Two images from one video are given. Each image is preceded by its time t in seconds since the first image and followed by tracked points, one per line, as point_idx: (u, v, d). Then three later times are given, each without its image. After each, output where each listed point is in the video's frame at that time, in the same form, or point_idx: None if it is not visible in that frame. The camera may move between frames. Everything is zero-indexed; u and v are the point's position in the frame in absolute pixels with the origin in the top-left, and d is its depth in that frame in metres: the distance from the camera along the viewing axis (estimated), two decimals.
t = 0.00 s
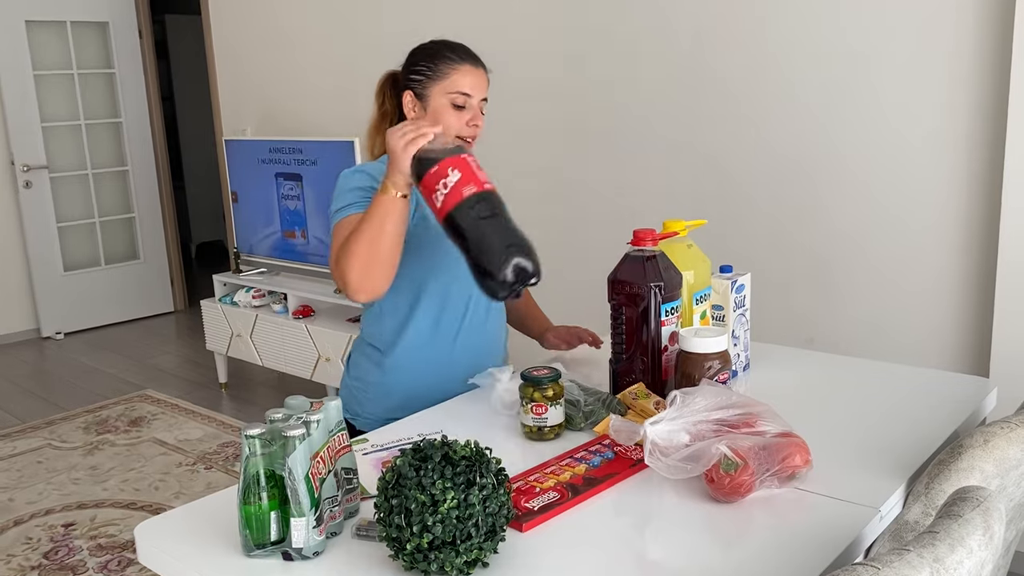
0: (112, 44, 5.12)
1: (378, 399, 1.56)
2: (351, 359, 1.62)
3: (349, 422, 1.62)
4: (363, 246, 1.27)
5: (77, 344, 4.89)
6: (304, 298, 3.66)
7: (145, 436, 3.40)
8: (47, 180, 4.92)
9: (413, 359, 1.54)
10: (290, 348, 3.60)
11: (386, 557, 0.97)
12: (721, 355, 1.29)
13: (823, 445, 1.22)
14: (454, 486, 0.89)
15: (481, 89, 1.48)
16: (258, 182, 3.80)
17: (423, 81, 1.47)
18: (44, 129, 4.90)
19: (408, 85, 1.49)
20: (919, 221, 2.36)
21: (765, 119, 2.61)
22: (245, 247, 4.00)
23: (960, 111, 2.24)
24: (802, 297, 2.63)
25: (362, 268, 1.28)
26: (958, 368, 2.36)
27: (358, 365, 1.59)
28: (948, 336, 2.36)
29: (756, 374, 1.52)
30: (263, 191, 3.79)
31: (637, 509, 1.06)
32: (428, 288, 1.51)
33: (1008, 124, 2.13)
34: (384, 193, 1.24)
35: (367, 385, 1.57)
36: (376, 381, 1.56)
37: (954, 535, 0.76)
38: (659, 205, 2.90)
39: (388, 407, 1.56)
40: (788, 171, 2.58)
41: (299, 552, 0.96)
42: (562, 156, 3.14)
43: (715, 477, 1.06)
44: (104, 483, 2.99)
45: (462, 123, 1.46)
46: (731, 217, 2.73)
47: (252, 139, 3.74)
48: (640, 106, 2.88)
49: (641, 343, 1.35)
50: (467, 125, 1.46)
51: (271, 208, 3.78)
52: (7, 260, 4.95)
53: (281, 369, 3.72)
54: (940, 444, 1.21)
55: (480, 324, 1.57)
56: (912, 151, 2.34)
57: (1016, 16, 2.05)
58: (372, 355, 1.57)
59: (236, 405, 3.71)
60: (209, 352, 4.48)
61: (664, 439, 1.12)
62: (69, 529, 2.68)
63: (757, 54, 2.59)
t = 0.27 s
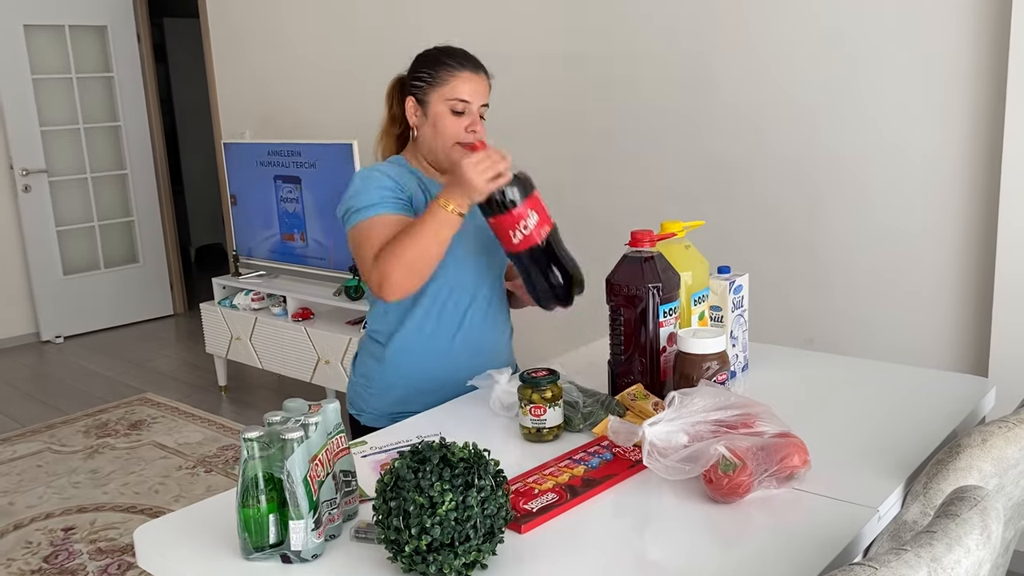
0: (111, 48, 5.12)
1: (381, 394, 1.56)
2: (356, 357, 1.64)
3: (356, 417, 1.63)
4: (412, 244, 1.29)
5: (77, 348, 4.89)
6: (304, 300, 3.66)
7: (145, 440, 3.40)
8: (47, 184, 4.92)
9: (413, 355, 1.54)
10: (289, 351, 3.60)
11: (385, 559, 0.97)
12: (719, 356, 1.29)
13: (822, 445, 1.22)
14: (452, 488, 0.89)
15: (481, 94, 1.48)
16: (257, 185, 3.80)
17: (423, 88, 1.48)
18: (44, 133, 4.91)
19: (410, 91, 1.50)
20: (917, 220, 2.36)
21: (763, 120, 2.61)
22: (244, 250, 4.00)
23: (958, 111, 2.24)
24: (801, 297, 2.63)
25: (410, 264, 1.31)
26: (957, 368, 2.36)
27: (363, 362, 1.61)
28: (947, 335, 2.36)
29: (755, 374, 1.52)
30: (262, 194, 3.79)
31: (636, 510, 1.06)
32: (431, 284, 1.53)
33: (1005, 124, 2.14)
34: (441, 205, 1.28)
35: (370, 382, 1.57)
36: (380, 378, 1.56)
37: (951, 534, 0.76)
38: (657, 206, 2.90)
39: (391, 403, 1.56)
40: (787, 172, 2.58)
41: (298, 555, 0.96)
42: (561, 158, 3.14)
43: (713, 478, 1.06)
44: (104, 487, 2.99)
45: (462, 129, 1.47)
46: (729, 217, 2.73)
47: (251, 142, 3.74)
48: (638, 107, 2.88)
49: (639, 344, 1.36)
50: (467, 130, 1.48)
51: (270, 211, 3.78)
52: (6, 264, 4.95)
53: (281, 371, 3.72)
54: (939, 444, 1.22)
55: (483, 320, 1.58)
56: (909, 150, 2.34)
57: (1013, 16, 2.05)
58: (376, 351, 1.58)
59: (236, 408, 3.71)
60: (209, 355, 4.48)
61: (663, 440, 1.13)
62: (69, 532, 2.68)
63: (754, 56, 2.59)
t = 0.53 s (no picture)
0: (109, 50, 5.11)
1: (395, 392, 1.56)
2: (366, 351, 1.64)
3: (369, 415, 1.63)
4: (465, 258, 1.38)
5: (76, 349, 4.88)
6: (303, 301, 3.66)
7: (144, 441, 3.40)
8: (45, 185, 4.92)
9: (427, 351, 1.55)
10: (289, 352, 3.60)
11: (385, 558, 0.97)
12: (719, 353, 1.29)
13: (823, 443, 1.22)
14: (453, 486, 0.89)
15: (477, 90, 1.48)
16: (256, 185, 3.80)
17: (420, 88, 1.48)
18: (42, 135, 4.90)
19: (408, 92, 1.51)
20: (917, 218, 2.35)
21: (762, 118, 2.61)
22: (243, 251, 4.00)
23: (956, 108, 2.24)
24: (801, 295, 2.63)
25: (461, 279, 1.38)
26: (957, 365, 2.35)
27: (373, 356, 1.61)
28: (946, 333, 2.36)
29: (755, 372, 1.52)
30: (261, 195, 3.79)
31: (637, 508, 1.06)
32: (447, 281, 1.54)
33: (1003, 121, 2.14)
34: (494, 228, 1.40)
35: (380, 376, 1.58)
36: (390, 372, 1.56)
37: (953, 530, 0.76)
38: (656, 204, 2.90)
39: (405, 400, 1.56)
40: (785, 170, 2.58)
41: (299, 554, 0.96)
42: (560, 157, 3.14)
43: (714, 475, 1.06)
44: (104, 488, 2.99)
45: (461, 126, 1.47)
46: (728, 216, 2.73)
47: (249, 143, 3.74)
48: (637, 106, 2.88)
49: (639, 342, 1.35)
50: (465, 128, 1.48)
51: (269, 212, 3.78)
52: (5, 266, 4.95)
53: (280, 372, 3.72)
54: (939, 440, 1.21)
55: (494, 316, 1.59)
56: (909, 148, 2.34)
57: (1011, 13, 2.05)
58: (386, 345, 1.58)
59: (236, 409, 3.71)
60: (208, 357, 4.47)
61: (663, 438, 1.12)
62: (69, 534, 2.67)
63: (752, 54, 2.59)
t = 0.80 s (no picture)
0: (107, 52, 5.12)
1: (396, 391, 1.56)
2: (367, 352, 1.64)
3: (369, 414, 1.63)
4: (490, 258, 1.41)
5: (75, 352, 4.88)
6: (301, 302, 3.65)
7: (143, 443, 3.39)
8: (43, 188, 4.92)
9: (431, 351, 1.55)
10: (287, 354, 3.60)
11: (381, 560, 0.97)
12: (715, 354, 1.29)
13: (819, 443, 1.22)
14: (448, 487, 0.89)
15: (475, 90, 1.47)
16: (253, 187, 3.80)
17: (418, 92, 1.49)
18: (40, 137, 4.90)
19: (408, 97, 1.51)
20: (914, 218, 2.35)
21: (759, 118, 2.60)
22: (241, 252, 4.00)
23: (954, 108, 2.24)
24: (798, 296, 2.63)
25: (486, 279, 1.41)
26: (955, 365, 2.35)
27: (374, 357, 1.61)
28: (944, 333, 2.36)
29: (751, 373, 1.52)
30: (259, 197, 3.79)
31: (633, 508, 1.06)
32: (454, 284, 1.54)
33: (1000, 120, 2.14)
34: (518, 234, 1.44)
35: (382, 377, 1.58)
36: (392, 373, 1.56)
37: (947, 531, 0.76)
38: (654, 205, 2.90)
39: (406, 399, 1.56)
40: (783, 170, 2.58)
41: (294, 556, 0.96)
42: (557, 158, 3.14)
43: (710, 476, 1.06)
44: (102, 491, 2.99)
45: (460, 130, 1.47)
46: (725, 217, 2.73)
47: (247, 144, 3.74)
48: (634, 106, 2.88)
49: (636, 343, 1.35)
50: (464, 131, 1.47)
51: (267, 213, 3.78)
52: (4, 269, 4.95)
53: (278, 374, 3.71)
54: (935, 440, 1.22)
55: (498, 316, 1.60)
56: (906, 148, 2.34)
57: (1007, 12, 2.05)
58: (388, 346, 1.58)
59: (234, 411, 3.71)
60: (207, 358, 4.47)
61: (659, 439, 1.12)
62: (67, 537, 2.67)
63: (749, 54, 2.59)
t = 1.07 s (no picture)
0: (105, 53, 5.11)
1: (392, 394, 1.56)
2: (364, 354, 1.64)
3: (366, 416, 1.63)
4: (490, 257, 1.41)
5: (73, 353, 4.88)
6: (299, 304, 3.65)
7: (141, 445, 3.39)
8: (41, 189, 4.91)
9: (426, 354, 1.55)
10: (285, 355, 3.60)
11: (377, 562, 0.97)
12: (713, 355, 1.29)
13: (817, 444, 1.21)
14: (444, 490, 0.89)
15: (467, 92, 1.47)
16: (252, 188, 3.80)
17: (411, 95, 1.49)
18: (38, 138, 4.90)
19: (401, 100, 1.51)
20: (912, 218, 2.35)
21: (757, 119, 2.61)
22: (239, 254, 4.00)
23: (951, 108, 2.24)
24: (796, 296, 2.63)
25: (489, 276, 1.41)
26: (953, 365, 2.35)
27: (371, 359, 1.61)
28: (942, 333, 2.36)
29: (749, 374, 1.52)
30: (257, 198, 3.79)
31: (630, 510, 1.06)
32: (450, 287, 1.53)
33: (998, 120, 2.14)
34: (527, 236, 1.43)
35: (378, 379, 1.57)
36: (388, 375, 1.56)
37: (944, 532, 0.75)
38: (651, 206, 2.90)
39: (402, 402, 1.56)
40: (780, 171, 2.58)
41: (291, 559, 0.96)
42: (555, 159, 3.14)
43: (707, 477, 1.05)
44: (100, 493, 2.99)
45: (453, 132, 1.47)
46: (723, 218, 2.73)
47: (245, 145, 3.74)
48: (632, 107, 2.88)
49: (634, 345, 1.35)
50: (457, 133, 1.47)
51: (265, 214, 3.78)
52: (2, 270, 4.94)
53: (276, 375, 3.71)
54: (933, 441, 1.21)
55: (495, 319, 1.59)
56: (903, 148, 2.34)
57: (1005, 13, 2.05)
58: (384, 348, 1.58)
59: (232, 413, 3.70)
60: (205, 360, 4.47)
61: (657, 441, 1.12)
62: (65, 538, 2.67)
63: (747, 55, 2.59)
